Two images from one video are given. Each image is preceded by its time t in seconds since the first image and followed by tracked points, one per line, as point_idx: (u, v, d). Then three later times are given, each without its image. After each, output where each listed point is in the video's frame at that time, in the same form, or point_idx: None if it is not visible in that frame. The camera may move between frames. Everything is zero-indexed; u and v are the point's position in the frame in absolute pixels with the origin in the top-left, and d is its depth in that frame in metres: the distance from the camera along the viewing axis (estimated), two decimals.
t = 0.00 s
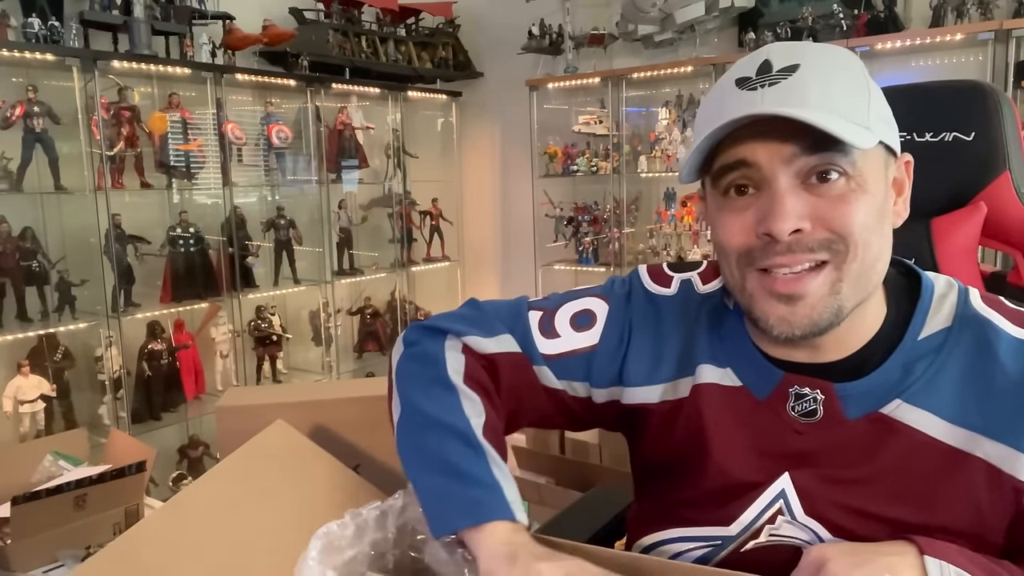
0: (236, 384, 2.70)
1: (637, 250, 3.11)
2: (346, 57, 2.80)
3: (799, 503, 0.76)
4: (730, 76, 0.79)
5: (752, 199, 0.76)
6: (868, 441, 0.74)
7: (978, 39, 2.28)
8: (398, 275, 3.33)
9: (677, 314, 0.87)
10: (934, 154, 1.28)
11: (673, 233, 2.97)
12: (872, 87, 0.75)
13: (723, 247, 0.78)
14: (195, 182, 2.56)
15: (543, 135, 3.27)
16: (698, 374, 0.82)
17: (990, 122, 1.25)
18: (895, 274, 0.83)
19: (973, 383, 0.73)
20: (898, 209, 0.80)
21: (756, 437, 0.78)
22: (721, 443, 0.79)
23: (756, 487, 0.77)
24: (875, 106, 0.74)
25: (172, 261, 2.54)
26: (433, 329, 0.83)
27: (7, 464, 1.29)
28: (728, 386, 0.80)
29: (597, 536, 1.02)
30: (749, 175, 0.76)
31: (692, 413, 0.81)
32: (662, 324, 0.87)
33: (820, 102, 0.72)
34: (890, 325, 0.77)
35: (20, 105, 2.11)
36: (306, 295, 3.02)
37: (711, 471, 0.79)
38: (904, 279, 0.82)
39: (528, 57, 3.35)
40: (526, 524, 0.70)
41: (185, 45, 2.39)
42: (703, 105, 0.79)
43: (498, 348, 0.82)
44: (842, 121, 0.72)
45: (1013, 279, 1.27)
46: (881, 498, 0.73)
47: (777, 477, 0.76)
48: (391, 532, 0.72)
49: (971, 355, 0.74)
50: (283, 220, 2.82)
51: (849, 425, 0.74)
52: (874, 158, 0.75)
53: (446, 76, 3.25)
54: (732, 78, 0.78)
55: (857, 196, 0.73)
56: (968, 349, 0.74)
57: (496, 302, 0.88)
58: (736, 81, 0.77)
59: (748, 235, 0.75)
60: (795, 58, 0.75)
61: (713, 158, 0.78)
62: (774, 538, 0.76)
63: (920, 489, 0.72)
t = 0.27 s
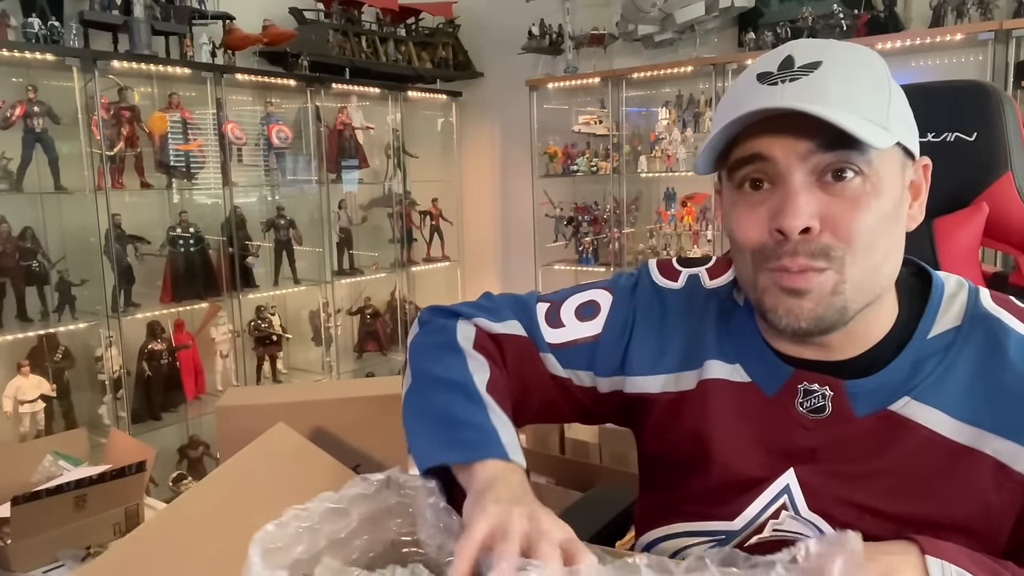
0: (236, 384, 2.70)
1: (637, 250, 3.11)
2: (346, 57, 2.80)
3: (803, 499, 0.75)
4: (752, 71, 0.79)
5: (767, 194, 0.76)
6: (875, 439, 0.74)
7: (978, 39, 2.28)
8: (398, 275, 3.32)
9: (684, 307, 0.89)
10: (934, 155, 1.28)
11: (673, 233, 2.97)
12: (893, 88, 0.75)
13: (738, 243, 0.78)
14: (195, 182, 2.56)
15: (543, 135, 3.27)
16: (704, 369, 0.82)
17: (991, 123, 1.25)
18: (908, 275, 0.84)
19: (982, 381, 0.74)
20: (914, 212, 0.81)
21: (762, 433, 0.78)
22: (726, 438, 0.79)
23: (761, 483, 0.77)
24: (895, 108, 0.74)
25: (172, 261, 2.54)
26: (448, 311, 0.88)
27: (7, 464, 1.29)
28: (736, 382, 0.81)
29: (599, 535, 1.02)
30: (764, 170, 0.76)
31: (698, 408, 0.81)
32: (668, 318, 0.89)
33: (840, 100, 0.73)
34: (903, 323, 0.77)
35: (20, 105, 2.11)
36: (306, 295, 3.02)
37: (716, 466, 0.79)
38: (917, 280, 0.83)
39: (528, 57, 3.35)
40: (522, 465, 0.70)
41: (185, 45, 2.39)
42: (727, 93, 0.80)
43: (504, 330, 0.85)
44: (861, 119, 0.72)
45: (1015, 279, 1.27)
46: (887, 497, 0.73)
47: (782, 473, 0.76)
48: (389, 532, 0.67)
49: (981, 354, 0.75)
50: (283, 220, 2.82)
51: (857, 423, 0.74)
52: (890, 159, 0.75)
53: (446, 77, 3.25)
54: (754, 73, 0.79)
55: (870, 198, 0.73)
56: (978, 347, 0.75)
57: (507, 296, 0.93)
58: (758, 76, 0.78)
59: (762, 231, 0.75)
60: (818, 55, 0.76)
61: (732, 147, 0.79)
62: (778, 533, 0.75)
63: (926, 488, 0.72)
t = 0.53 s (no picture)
0: (236, 384, 2.70)
1: (637, 250, 3.12)
2: (346, 57, 2.80)
3: (808, 489, 0.76)
4: (759, 75, 0.79)
5: (769, 203, 0.75)
6: (880, 429, 0.75)
7: (978, 39, 2.28)
8: (398, 275, 3.33)
9: (695, 301, 0.90)
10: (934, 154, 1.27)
11: (673, 234, 2.97)
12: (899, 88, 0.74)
13: (745, 246, 0.78)
14: (195, 182, 2.56)
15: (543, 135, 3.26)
16: (715, 360, 0.83)
17: (990, 122, 1.25)
18: (916, 271, 0.85)
19: (986, 374, 0.75)
20: (923, 210, 0.80)
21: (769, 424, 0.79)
22: (732, 429, 0.79)
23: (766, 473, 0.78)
24: (900, 110, 0.73)
25: (172, 261, 2.54)
26: (456, 309, 0.88)
27: (7, 464, 1.29)
28: (743, 373, 0.81)
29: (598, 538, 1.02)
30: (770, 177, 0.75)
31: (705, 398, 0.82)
32: (680, 309, 0.89)
33: (845, 106, 0.72)
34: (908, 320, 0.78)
35: (20, 105, 2.11)
36: (306, 295, 3.02)
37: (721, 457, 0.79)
38: (925, 275, 0.84)
39: (528, 56, 3.35)
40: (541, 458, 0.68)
41: (185, 45, 2.39)
42: (733, 100, 0.80)
43: (517, 325, 0.86)
44: (866, 125, 0.71)
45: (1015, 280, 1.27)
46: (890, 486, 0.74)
47: (787, 463, 0.77)
48: (397, 528, 0.70)
49: (985, 347, 0.76)
50: (283, 220, 2.82)
51: (862, 413, 0.76)
52: (898, 163, 0.74)
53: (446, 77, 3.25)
54: (760, 77, 0.79)
55: (874, 204, 0.72)
56: (983, 341, 0.77)
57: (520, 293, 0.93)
58: (763, 81, 0.78)
59: (765, 236, 0.75)
60: (824, 58, 0.75)
61: (738, 153, 0.78)
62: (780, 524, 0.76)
63: (929, 478, 0.74)
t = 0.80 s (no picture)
0: (236, 385, 2.70)
1: (637, 250, 3.12)
2: (346, 57, 2.80)
3: (819, 479, 0.77)
4: (781, 81, 0.79)
5: (780, 214, 0.76)
6: (892, 422, 0.76)
7: (978, 39, 2.28)
8: (398, 275, 3.33)
9: (711, 290, 0.90)
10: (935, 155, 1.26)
11: (673, 234, 2.97)
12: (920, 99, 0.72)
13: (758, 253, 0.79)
14: (195, 182, 2.56)
15: (543, 135, 3.26)
16: (731, 350, 0.83)
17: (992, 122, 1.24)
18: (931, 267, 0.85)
19: (999, 370, 0.76)
20: (944, 217, 0.80)
21: (782, 415, 0.79)
22: (745, 418, 0.80)
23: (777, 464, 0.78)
24: (919, 125, 0.72)
25: (172, 261, 2.54)
26: (468, 290, 0.89)
27: (7, 464, 1.29)
28: (759, 365, 0.82)
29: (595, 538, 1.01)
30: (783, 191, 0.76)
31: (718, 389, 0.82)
32: (697, 298, 0.89)
33: (858, 126, 0.73)
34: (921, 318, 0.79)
35: (20, 105, 2.11)
36: (306, 295, 3.02)
37: (732, 445, 0.80)
38: (938, 272, 0.85)
39: (528, 57, 3.35)
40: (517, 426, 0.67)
41: (185, 45, 2.39)
42: (756, 108, 0.81)
43: (531, 309, 0.86)
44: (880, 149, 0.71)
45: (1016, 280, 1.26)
46: (899, 477, 0.75)
47: (799, 454, 0.78)
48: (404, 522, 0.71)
49: (998, 344, 0.77)
50: (283, 220, 2.82)
51: (876, 407, 0.76)
52: (912, 180, 0.73)
53: (446, 77, 3.25)
54: (781, 85, 0.78)
55: (883, 221, 0.72)
56: (995, 338, 0.78)
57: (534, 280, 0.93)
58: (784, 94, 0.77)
59: (773, 243, 0.77)
60: (842, 69, 0.74)
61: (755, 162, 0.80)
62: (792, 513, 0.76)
63: (938, 470, 0.74)
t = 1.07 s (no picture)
0: (236, 385, 2.70)
1: (637, 250, 3.12)
2: (346, 57, 2.80)
3: (829, 475, 0.78)
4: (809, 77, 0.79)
5: (793, 214, 0.77)
6: (901, 418, 0.77)
7: (978, 39, 2.27)
8: (398, 275, 3.32)
9: (726, 281, 0.93)
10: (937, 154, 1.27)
11: (673, 234, 2.97)
12: (944, 113, 0.72)
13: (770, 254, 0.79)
14: (195, 182, 2.56)
15: (543, 135, 3.26)
16: (743, 344, 0.87)
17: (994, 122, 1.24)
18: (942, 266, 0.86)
19: (1009, 370, 0.77)
20: (960, 232, 0.80)
21: (792, 409, 0.82)
22: (756, 410, 0.83)
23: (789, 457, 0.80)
24: (939, 138, 0.72)
25: (172, 261, 2.54)
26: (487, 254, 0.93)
27: (8, 464, 1.29)
28: (771, 359, 0.84)
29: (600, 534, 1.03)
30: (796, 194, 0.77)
31: (733, 381, 0.85)
32: (712, 290, 0.93)
33: (880, 134, 0.73)
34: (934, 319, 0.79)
35: (20, 105, 2.11)
36: (306, 295, 3.02)
37: (742, 436, 0.82)
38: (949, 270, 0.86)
39: (528, 57, 3.35)
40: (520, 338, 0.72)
41: (185, 45, 2.39)
42: (786, 102, 0.82)
43: (548, 279, 0.90)
44: (897, 159, 0.72)
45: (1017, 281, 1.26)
46: (905, 473, 0.76)
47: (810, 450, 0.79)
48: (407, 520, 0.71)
49: (1009, 344, 0.78)
50: (283, 220, 2.82)
51: (886, 403, 0.78)
52: (924, 193, 0.73)
53: (446, 77, 3.25)
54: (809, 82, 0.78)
55: (892, 231, 0.72)
56: (1006, 338, 0.79)
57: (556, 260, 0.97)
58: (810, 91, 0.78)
59: (785, 247, 0.77)
60: (871, 73, 0.74)
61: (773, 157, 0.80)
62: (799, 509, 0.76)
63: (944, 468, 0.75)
